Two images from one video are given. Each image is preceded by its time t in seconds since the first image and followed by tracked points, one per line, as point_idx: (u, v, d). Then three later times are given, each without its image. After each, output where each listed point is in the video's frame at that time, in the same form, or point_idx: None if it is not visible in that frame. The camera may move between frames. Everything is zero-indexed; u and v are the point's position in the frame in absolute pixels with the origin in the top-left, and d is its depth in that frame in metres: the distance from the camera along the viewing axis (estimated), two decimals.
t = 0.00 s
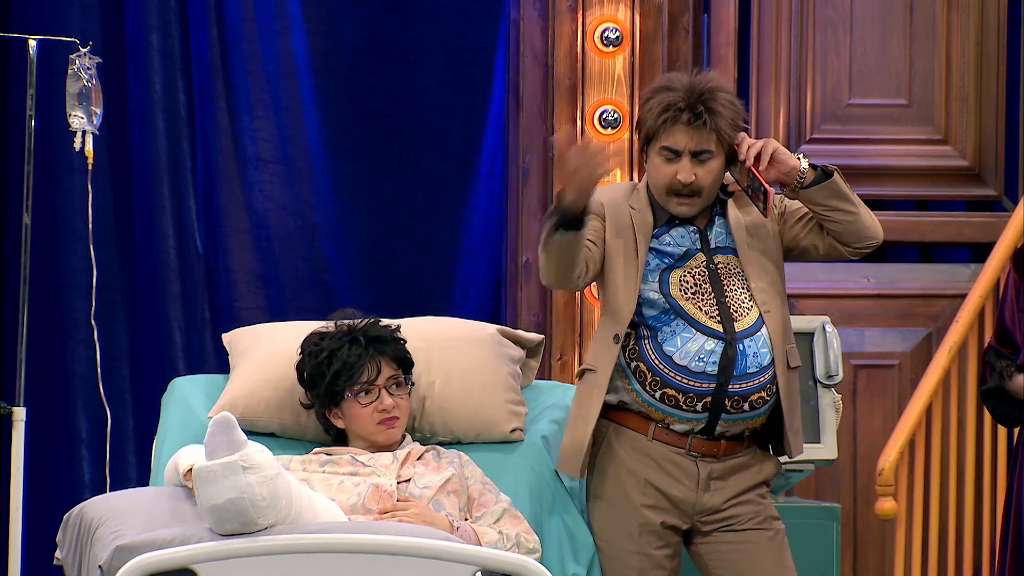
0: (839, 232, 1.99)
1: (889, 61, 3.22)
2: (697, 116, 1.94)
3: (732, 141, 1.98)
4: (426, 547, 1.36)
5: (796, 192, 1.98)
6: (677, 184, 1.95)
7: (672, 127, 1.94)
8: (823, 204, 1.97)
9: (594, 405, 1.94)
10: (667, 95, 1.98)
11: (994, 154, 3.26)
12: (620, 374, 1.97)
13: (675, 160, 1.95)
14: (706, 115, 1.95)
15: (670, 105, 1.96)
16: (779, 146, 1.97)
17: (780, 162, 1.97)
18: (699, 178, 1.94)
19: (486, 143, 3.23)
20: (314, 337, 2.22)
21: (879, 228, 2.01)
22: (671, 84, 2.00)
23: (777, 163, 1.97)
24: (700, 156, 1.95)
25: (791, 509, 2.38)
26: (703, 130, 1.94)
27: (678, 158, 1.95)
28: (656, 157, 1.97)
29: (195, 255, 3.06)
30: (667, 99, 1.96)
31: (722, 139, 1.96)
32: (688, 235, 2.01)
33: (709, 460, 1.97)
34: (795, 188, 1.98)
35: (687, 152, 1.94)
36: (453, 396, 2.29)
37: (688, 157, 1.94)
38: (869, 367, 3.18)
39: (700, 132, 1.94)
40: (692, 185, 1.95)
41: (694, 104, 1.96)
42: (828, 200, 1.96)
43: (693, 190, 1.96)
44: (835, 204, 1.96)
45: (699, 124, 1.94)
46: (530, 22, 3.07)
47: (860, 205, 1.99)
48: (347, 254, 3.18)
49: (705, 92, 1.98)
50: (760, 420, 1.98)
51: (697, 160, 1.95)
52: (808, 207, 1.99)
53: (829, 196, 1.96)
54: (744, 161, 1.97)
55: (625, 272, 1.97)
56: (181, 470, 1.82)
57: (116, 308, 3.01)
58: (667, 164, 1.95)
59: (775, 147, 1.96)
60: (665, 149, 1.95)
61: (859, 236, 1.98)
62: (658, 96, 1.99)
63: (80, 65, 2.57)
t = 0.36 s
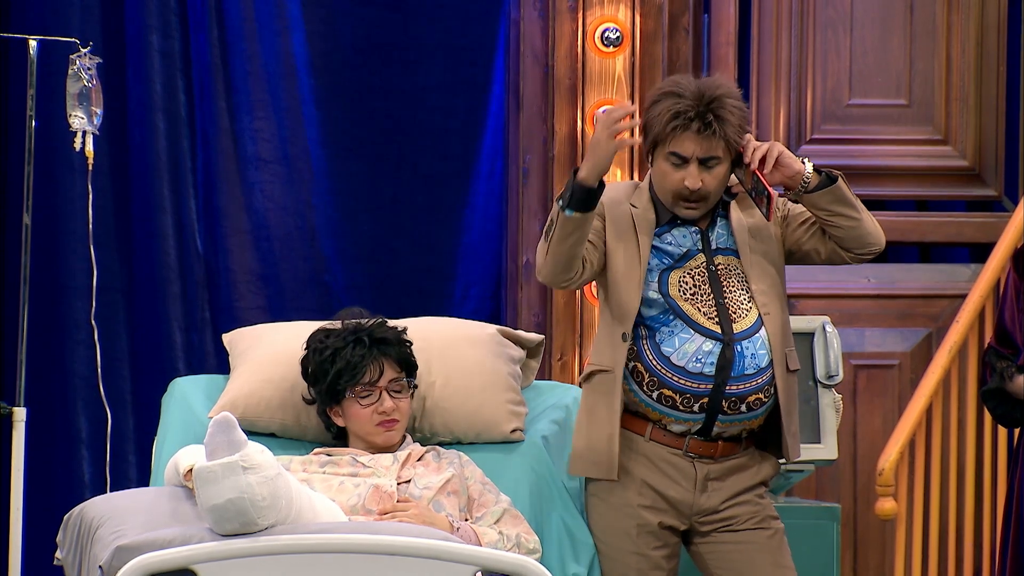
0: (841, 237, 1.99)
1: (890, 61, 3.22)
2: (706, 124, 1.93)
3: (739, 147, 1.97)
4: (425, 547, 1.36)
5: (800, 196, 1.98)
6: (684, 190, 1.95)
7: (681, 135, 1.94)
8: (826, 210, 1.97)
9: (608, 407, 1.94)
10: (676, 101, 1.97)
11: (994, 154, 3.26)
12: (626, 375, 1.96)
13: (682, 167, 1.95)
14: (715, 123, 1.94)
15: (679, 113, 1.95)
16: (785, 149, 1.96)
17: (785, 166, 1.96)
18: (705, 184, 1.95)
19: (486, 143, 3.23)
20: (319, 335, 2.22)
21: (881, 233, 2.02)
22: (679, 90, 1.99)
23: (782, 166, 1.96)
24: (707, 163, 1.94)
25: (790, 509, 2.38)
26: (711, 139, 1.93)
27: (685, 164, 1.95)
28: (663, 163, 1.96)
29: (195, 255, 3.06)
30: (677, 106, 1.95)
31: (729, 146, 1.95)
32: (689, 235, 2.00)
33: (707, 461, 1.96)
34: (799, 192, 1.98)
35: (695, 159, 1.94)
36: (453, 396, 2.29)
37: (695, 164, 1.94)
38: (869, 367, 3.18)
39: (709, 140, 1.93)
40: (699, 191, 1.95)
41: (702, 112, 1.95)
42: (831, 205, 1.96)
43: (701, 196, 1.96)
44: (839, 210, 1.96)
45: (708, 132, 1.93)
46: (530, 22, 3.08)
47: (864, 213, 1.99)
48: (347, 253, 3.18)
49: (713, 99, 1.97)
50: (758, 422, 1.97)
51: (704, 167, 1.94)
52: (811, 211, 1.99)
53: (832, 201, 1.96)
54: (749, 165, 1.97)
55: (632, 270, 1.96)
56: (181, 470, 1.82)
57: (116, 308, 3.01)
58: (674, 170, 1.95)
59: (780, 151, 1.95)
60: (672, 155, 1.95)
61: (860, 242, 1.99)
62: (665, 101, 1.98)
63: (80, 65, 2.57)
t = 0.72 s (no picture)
0: (841, 237, 1.98)
1: (890, 62, 3.22)
2: (704, 123, 1.94)
3: (737, 146, 1.97)
4: (425, 548, 1.36)
5: (799, 196, 1.97)
6: (681, 189, 1.95)
7: (678, 134, 1.94)
8: (825, 209, 1.96)
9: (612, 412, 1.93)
10: (673, 100, 1.97)
11: (994, 155, 3.26)
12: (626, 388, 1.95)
13: (680, 166, 1.95)
14: (713, 122, 1.94)
15: (677, 111, 1.95)
16: (784, 149, 1.95)
17: (784, 166, 1.95)
18: (702, 184, 1.95)
19: (486, 144, 3.23)
20: (333, 328, 2.25)
21: (881, 233, 2.01)
22: (678, 89, 1.99)
23: (781, 166, 1.95)
24: (704, 162, 1.94)
25: (790, 509, 2.38)
26: (709, 138, 1.93)
27: (683, 163, 1.95)
28: (661, 162, 1.97)
29: (195, 256, 3.06)
30: (674, 105, 1.96)
31: (727, 145, 1.95)
32: (688, 236, 2.01)
33: (706, 462, 1.96)
34: (798, 192, 1.97)
35: (692, 158, 1.94)
36: (452, 397, 2.29)
37: (692, 163, 1.94)
38: (869, 367, 3.18)
39: (706, 139, 1.93)
40: (697, 191, 1.95)
41: (700, 111, 1.95)
42: (830, 204, 1.95)
43: (699, 195, 1.96)
44: (838, 209, 1.96)
45: (705, 131, 1.93)
46: (530, 22, 3.08)
47: (864, 213, 1.98)
48: (347, 253, 3.18)
49: (711, 98, 1.97)
50: (755, 423, 1.97)
51: (702, 166, 1.95)
52: (810, 211, 1.98)
53: (831, 201, 1.95)
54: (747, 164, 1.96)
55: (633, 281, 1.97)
56: (181, 470, 1.82)
57: (116, 309, 3.01)
58: (672, 169, 1.96)
59: (779, 151, 1.94)
60: (671, 154, 1.95)
61: (860, 242, 1.98)
62: (663, 101, 1.98)
63: (80, 66, 2.57)
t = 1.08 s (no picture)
0: (838, 234, 1.99)
1: (890, 62, 3.22)
2: (703, 119, 1.94)
3: (735, 141, 1.97)
4: (427, 547, 1.36)
5: (796, 192, 1.99)
6: (681, 187, 1.95)
7: (678, 131, 1.94)
8: (823, 206, 1.97)
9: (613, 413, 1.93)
10: (671, 97, 1.97)
11: (994, 155, 3.26)
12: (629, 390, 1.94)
13: (679, 163, 1.95)
14: (712, 118, 1.94)
15: (676, 109, 1.95)
16: (781, 145, 1.97)
17: (782, 162, 1.97)
18: (702, 181, 1.94)
19: (486, 144, 3.23)
20: (348, 324, 2.26)
21: (877, 231, 2.02)
22: (675, 87, 1.99)
23: (778, 162, 1.97)
24: (703, 158, 1.94)
25: (790, 509, 2.38)
26: (708, 135, 1.93)
27: (682, 160, 1.95)
28: (660, 159, 1.97)
29: (195, 256, 3.06)
30: (673, 102, 1.95)
31: (726, 141, 1.95)
32: (687, 235, 2.01)
33: (707, 461, 1.96)
34: (795, 188, 1.99)
35: (692, 155, 1.94)
36: (452, 397, 2.29)
37: (692, 160, 1.94)
38: (869, 367, 3.18)
39: (706, 136, 1.93)
40: (696, 188, 1.95)
41: (699, 107, 1.95)
42: (828, 201, 1.97)
43: (698, 192, 1.96)
44: (835, 205, 1.97)
45: (705, 127, 1.93)
46: (530, 22, 3.08)
47: (861, 209, 1.99)
48: (347, 253, 3.18)
49: (709, 94, 1.97)
50: (757, 421, 1.97)
51: (701, 162, 1.95)
52: (808, 208, 1.99)
53: (829, 197, 1.97)
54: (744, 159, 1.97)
55: (636, 286, 1.96)
56: (181, 470, 1.82)
57: (116, 309, 3.01)
58: (672, 166, 1.96)
59: (777, 147, 1.96)
60: (670, 151, 1.95)
61: (857, 239, 1.99)
62: (661, 98, 1.98)
63: (80, 65, 2.57)
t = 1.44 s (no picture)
0: (832, 222, 2.04)
1: (890, 60, 3.22)
2: (714, 104, 1.96)
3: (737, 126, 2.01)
4: (428, 546, 1.36)
5: (791, 179, 2.05)
6: (703, 175, 1.94)
7: (693, 119, 1.94)
8: (818, 191, 2.03)
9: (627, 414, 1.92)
10: (678, 88, 1.97)
11: (995, 153, 3.25)
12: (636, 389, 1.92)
13: (697, 151, 1.95)
14: (720, 103, 1.97)
15: (688, 98, 1.95)
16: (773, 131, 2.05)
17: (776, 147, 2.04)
18: (721, 167, 1.95)
19: (486, 143, 3.23)
20: (355, 323, 2.26)
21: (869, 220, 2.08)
22: (677, 79, 1.99)
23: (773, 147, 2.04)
24: (718, 143, 1.96)
25: (791, 507, 2.38)
26: (721, 119, 1.96)
27: (699, 148, 1.95)
28: (676, 151, 1.96)
29: (195, 255, 3.06)
30: (683, 92, 1.96)
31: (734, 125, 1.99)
32: (687, 230, 2.00)
33: (712, 458, 1.96)
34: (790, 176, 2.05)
35: (708, 141, 1.95)
36: (453, 396, 2.29)
37: (709, 147, 1.95)
38: (869, 365, 3.18)
39: (718, 120, 1.96)
40: (715, 174, 1.95)
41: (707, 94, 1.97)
42: (824, 186, 2.02)
43: (718, 180, 1.96)
44: (830, 191, 2.03)
45: (717, 112, 1.95)
46: (530, 20, 3.08)
47: (853, 198, 2.05)
48: (347, 252, 3.18)
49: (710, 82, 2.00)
50: (761, 415, 1.98)
51: (716, 148, 1.96)
52: (801, 195, 2.04)
53: (824, 183, 2.03)
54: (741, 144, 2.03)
55: (641, 285, 1.95)
56: (181, 468, 1.82)
57: (116, 307, 3.01)
58: (690, 156, 1.95)
59: (770, 131, 2.03)
60: (686, 141, 1.95)
61: (850, 228, 2.04)
62: (667, 91, 1.98)
63: (80, 64, 2.57)
